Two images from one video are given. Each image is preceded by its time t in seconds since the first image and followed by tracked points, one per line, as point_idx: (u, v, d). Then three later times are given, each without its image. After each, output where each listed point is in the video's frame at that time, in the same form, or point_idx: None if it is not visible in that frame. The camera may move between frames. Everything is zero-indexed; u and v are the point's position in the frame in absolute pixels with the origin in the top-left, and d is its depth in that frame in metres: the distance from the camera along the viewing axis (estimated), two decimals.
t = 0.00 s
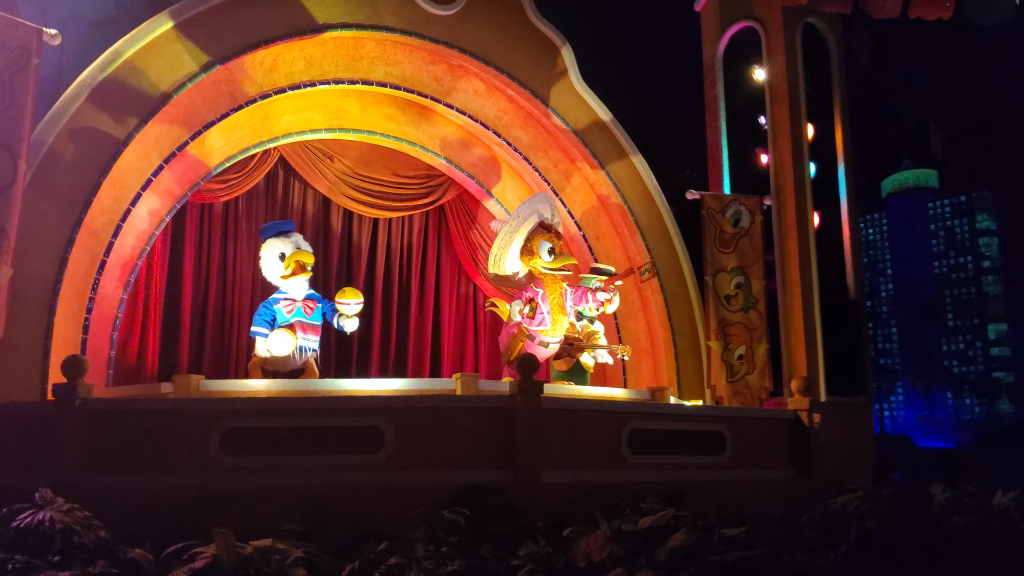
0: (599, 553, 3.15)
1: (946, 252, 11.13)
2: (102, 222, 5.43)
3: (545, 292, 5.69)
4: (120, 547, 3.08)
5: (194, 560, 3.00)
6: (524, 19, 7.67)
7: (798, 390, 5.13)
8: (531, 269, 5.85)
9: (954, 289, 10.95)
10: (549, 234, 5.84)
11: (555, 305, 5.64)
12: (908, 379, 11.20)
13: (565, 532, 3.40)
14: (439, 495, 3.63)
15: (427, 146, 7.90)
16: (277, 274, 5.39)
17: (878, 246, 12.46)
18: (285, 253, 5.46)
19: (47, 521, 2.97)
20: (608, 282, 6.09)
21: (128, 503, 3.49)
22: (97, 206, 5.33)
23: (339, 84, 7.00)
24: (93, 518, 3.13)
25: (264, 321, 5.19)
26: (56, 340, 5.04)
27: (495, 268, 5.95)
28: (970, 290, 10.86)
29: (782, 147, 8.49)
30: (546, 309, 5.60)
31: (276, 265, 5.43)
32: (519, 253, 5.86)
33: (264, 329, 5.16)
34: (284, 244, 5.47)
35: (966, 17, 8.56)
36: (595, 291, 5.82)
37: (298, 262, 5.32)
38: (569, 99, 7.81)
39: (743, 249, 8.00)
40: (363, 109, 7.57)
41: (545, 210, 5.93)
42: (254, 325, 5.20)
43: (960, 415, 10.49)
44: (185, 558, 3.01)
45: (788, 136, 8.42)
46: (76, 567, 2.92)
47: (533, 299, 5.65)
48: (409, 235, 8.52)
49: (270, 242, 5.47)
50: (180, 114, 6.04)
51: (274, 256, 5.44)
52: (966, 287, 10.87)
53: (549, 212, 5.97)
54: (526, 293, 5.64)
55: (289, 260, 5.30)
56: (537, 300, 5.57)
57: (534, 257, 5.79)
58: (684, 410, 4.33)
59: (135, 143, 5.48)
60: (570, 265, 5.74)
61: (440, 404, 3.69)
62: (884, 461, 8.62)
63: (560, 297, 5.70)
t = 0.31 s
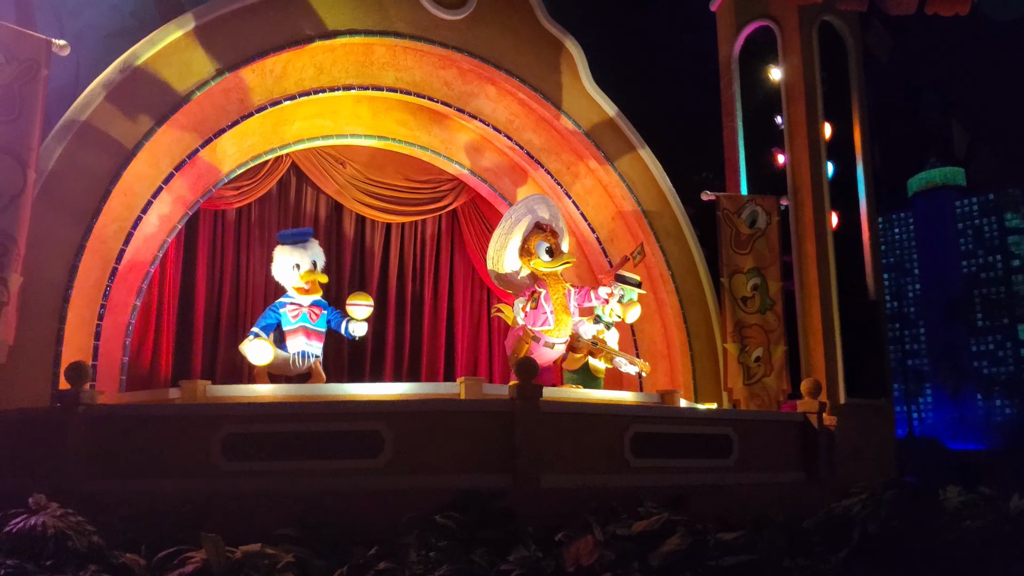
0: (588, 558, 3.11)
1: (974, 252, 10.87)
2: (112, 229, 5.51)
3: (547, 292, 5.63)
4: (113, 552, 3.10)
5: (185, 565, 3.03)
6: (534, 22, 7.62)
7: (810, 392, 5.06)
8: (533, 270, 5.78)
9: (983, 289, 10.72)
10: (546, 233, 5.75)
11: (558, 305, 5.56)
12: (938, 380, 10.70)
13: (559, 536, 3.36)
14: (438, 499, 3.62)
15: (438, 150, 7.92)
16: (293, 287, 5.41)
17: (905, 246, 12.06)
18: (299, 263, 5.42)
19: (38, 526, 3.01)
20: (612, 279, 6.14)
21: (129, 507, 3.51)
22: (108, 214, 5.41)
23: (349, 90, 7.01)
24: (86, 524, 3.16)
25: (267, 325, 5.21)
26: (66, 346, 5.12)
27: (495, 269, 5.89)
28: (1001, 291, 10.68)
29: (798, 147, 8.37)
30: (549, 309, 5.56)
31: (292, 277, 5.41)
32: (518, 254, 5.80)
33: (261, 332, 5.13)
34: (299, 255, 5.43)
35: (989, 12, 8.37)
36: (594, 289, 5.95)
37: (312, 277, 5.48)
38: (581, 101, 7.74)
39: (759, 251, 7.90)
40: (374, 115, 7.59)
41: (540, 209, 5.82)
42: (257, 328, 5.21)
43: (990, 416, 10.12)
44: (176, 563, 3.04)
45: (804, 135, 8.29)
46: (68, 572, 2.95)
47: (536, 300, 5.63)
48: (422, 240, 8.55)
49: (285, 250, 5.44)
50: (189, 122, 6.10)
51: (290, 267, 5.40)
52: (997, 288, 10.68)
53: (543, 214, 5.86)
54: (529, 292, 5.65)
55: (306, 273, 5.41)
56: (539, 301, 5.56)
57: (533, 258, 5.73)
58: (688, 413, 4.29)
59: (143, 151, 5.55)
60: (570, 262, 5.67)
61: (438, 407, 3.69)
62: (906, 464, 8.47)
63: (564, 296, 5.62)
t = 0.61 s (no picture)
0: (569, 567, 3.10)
1: (992, 252, 10.62)
2: (111, 239, 5.56)
3: (541, 295, 5.58)
4: (94, 562, 3.11)
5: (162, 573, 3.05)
6: (535, 26, 7.58)
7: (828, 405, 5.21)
8: (528, 275, 5.72)
9: (1001, 289, 10.41)
10: (535, 235, 5.75)
11: (552, 309, 5.53)
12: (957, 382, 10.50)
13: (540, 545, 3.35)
14: (426, 506, 3.61)
15: (440, 156, 7.91)
16: (302, 282, 5.53)
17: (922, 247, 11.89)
18: (321, 267, 5.55)
19: (16, 536, 3.03)
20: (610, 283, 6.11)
21: (117, 517, 3.53)
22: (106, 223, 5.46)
23: (350, 97, 7.01)
24: (66, 533, 3.18)
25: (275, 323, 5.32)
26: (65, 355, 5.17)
27: (488, 275, 5.89)
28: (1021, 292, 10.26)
29: (804, 149, 8.26)
30: (543, 311, 5.52)
31: (306, 274, 5.54)
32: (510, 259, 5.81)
33: (274, 327, 5.27)
34: (323, 260, 5.57)
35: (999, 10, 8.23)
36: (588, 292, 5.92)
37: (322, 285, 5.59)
38: (582, 105, 7.71)
39: (765, 254, 7.82)
40: (375, 121, 7.59)
41: (527, 212, 5.86)
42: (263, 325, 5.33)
43: (1011, 419, 9.91)
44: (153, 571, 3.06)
45: (810, 137, 8.18)
46: None
47: (530, 303, 5.58)
48: (425, 245, 8.56)
49: (312, 252, 5.57)
50: (189, 131, 6.14)
51: (309, 266, 5.53)
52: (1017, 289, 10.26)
53: (533, 216, 5.88)
54: (526, 297, 5.57)
55: (322, 278, 5.52)
56: (533, 304, 5.52)
57: (523, 261, 5.71)
58: (683, 418, 4.25)
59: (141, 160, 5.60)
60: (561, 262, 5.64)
61: (427, 414, 3.67)
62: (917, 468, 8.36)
63: (558, 298, 5.59)
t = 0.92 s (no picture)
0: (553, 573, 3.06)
1: None
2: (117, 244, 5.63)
3: (542, 298, 5.59)
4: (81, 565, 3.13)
5: None
6: (543, 29, 7.51)
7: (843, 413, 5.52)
8: (529, 278, 5.74)
9: None
10: (535, 238, 5.74)
11: (553, 313, 5.54)
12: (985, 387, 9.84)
13: (525, 551, 3.33)
14: (419, 512, 3.58)
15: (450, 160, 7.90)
16: (315, 286, 5.52)
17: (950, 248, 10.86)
18: (338, 273, 5.56)
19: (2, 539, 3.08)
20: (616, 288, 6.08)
21: (110, 521, 3.53)
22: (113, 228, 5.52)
23: (358, 102, 7.02)
24: (53, 537, 3.22)
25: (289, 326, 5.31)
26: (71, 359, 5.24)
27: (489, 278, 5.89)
28: None
29: (820, 150, 8.09)
30: (544, 314, 5.51)
31: (321, 279, 5.53)
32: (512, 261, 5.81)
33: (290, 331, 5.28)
34: (340, 266, 5.59)
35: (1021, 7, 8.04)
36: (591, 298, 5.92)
37: (336, 289, 5.60)
38: (593, 108, 7.66)
39: (781, 256, 7.71)
40: (385, 126, 7.59)
41: (528, 216, 5.85)
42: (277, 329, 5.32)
43: None
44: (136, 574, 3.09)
45: (827, 138, 8.01)
46: None
47: (531, 306, 5.57)
48: (436, 250, 8.56)
49: (331, 259, 5.60)
50: (197, 137, 6.19)
51: (326, 271, 5.52)
52: None
53: (535, 220, 5.87)
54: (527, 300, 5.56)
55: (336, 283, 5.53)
56: (534, 308, 5.50)
57: (524, 264, 5.71)
58: (683, 423, 4.19)
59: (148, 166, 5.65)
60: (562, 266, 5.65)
61: (422, 419, 3.65)
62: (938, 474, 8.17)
63: (559, 301, 5.61)
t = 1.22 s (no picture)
0: None
1: None
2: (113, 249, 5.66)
3: (536, 301, 5.61)
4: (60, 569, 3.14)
5: None
6: (542, 31, 7.47)
7: (843, 417, 5.64)
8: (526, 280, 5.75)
9: None
10: (535, 244, 5.69)
11: (547, 316, 5.54)
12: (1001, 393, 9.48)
13: (503, 553, 3.32)
14: (404, 516, 3.58)
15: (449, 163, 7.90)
16: (307, 289, 5.55)
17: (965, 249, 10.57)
18: (329, 275, 5.59)
19: None
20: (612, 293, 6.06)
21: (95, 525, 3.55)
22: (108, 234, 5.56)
23: (356, 106, 7.03)
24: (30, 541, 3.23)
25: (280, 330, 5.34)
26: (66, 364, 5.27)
27: (487, 275, 5.91)
28: None
29: (824, 153, 7.97)
30: (537, 318, 5.53)
31: (313, 281, 5.57)
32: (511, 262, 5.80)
33: (280, 335, 5.30)
34: (331, 269, 5.64)
35: None
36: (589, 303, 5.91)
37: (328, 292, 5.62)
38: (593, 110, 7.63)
39: (783, 259, 7.65)
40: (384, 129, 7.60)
41: (531, 220, 5.78)
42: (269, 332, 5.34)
43: None
44: None
45: (830, 140, 7.92)
46: None
47: (525, 309, 5.60)
48: (436, 253, 8.56)
49: (323, 262, 5.66)
50: (194, 142, 6.22)
51: (317, 274, 5.57)
52: None
53: (536, 223, 5.80)
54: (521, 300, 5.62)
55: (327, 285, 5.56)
56: (527, 311, 5.53)
57: (523, 268, 5.69)
58: (672, 426, 4.17)
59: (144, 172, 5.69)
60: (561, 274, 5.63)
61: (408, 423, 3.65)
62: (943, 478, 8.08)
63: (553, 303, 5.63)
